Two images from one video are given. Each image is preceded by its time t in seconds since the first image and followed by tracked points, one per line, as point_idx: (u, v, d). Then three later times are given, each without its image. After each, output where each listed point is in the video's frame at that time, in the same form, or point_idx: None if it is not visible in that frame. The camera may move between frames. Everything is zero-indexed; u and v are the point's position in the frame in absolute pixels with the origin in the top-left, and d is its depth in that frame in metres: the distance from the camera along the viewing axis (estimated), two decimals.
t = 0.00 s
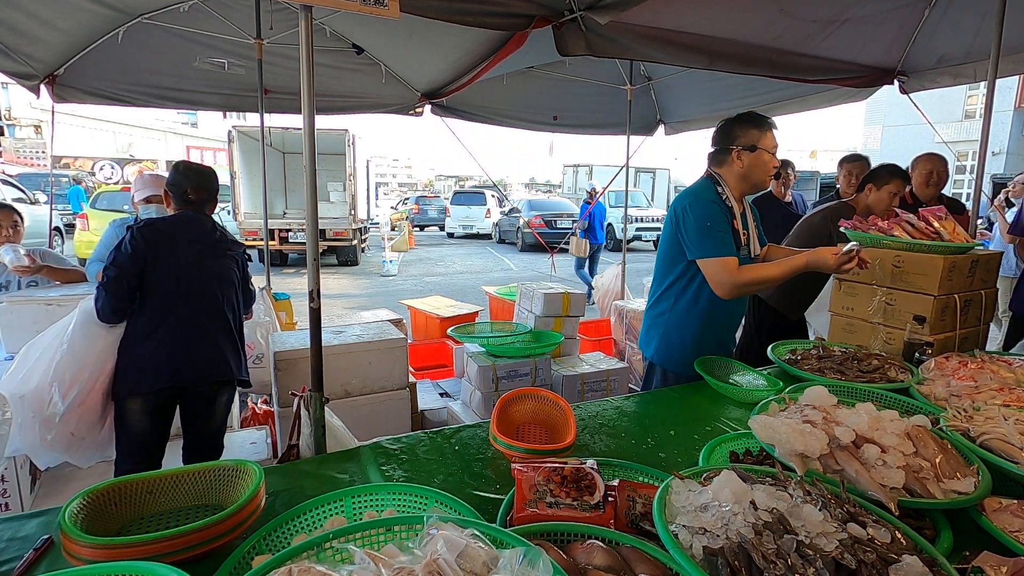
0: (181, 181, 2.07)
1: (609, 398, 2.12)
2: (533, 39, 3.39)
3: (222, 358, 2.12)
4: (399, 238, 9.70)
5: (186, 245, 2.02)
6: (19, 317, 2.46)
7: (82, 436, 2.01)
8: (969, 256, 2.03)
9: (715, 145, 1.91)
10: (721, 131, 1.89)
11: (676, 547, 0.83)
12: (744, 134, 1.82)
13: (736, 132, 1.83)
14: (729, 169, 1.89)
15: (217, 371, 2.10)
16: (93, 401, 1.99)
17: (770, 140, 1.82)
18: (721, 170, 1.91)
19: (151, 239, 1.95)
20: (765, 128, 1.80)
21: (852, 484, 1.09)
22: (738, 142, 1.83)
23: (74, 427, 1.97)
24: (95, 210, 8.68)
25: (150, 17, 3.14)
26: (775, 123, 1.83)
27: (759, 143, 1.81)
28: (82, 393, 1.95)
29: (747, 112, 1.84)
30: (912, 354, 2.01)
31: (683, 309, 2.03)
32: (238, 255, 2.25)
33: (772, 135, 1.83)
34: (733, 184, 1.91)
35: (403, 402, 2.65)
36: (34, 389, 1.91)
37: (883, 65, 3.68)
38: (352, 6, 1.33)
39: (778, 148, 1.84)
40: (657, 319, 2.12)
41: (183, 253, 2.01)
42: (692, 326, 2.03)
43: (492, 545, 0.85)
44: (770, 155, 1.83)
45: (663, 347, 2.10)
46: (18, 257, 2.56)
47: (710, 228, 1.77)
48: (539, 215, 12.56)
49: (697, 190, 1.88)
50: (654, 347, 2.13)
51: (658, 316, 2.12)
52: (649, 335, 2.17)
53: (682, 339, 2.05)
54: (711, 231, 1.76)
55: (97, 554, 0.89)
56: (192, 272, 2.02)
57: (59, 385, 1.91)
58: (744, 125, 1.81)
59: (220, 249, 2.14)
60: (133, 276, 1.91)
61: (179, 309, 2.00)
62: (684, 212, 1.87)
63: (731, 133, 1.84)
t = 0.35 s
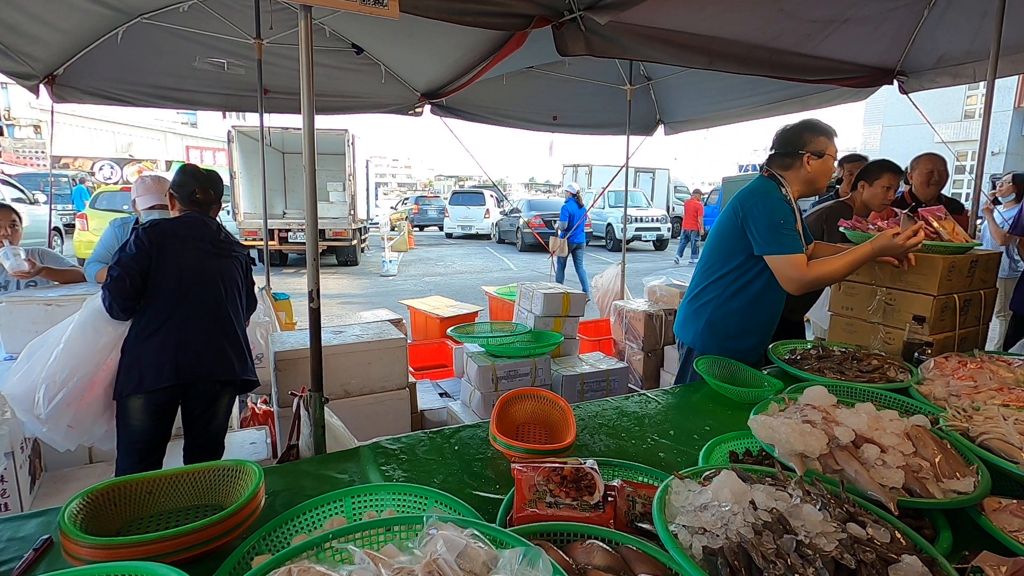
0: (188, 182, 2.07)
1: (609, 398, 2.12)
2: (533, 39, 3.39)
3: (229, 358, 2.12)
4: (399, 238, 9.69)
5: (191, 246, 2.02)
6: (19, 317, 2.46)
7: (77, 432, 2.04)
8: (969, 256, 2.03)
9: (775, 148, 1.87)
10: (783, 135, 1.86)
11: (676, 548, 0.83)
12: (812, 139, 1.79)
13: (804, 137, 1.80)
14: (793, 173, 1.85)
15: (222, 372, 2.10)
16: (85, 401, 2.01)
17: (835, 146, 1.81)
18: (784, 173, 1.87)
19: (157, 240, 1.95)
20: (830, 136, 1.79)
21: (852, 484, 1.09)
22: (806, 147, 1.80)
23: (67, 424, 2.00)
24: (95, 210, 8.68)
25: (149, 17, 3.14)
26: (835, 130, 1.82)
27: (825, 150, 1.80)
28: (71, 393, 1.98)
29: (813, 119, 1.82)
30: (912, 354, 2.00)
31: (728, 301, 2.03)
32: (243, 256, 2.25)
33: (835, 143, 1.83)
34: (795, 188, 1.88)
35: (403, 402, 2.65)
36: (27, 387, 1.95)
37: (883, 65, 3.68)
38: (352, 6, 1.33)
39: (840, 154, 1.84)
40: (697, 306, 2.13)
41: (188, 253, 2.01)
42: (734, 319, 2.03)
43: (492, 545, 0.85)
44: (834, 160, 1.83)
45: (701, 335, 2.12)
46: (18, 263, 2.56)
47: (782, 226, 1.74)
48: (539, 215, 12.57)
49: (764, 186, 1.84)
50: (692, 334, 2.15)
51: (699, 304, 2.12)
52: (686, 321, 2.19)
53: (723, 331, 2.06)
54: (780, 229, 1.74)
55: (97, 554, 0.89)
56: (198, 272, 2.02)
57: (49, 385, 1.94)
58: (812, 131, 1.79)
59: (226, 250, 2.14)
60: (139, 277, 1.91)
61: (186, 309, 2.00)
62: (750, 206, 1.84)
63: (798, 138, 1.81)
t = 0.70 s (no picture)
0: (183, 179, 2.07)
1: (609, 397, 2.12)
2: (532, 39, 3.39)
3: (229, 357, 2.12)
4: (399, 238, 9.70)
5: (189, 245, 2.02)
6: (18, 317, 2.46)
7: (80, 432, 2.04)
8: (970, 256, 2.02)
9: (799, 146, 1.86)
10: (810, 134, 1.85)
11: (676, 547, 0.83)
12: (837, 142, 1.78)
13: (829, 139, 1.78)
14: (814, 175, 1.84)
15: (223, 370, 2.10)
16: (87, 402, 2.02)
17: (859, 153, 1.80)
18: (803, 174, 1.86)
19: (153, 240, 1.95)
20: (856, 143, 1.77)
21: (852, 484, 1.09)
22: (829, 149, 1.79)
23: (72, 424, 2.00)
24: (95, 210, 8.68)
25: (149, 17, 3.14)
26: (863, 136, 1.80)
27: (849, 155, 1.78)
28: (74, 394, 1.98)
29: (841, 122, 1.80)
30: (912, 354, 1.98)
31: (742, 300, 2.03)
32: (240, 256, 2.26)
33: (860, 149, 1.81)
34: (814, 190, 1.86)
35: (403, 402, 2.65)
36: (29, 389, 1.94)
37: (883, 65, 3.68)
38: (352, 6, 1.33)
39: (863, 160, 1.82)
40: (711, 305, 2.13)
41: (186, 253, 2.01)
42: (750, 318, 2.03)
43: (492, 545, 0.85)
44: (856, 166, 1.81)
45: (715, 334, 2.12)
46: (17, 264, 2.56)
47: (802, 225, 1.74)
48: (539, 215, 12.58)
49: (782, 186, 1.84)
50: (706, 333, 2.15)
51: (713, 303, 2.12)
52: (700, 321, 2.19)
53: (736, 331, 2.06)
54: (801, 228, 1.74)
55: (97, 554, 0.89)
56: (196, 271, 2.02)
57: (52, 386, 1.94)
58: (839, 134, 1.77)
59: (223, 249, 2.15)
60: (136, 277, 1.91)
61: (186, 308, 2.00)
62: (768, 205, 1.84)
63: (822, 139, 1.80)
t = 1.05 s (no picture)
0: (178, 179, 2.07)
1: (609, 397, 2.12)
2: (532, 39, 3.39)
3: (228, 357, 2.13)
4: (399, 238, 9.70)
5: (186, 245, 2.03)
6: (19, 317, 2.46)
7: (78, 433, 2.04)
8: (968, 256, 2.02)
9: (800, 148, 1.85)
10: (812, 134, 1.83)
11: (675, 548, 0.83)
12: (839, 144, 1.76)
13: (831, 141, 1.77)
14: (816, 178, 1.83)
15: (221, 370, 2.10)
16: (85, 403, 2.01)
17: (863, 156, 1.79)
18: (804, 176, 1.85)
19: (151, 240, 1.96)
20: (859, 144, 1.76)
21: (852, 484, 1.09)
22: (831, 151, 1.78)
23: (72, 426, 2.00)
24: (95, 210, 8.68)
25: (149, 17, 3.14)
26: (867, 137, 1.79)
27: (851, 157, 1.77)
28: (73, 395, 1.98)
29: (845, 123, 1.79)
30: (912, 354, 1.99)
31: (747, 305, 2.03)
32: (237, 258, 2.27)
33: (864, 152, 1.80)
34: (816, 193, 1.86)
35: (403, 402, 2.65)
36: (28, 391, 1.94)
37: (883, 65, 3.68)
38: (352, 6, 1.33)
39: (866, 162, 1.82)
40: (714, 311, 2.13)
41: (183, 253, 2.02)
42: (756, 322, 2.04)
43: (492, 545, 0.85)
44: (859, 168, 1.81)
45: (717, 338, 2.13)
46: (17, 263, 2.56)
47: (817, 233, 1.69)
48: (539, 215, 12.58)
49: (790, 195, 1.78)
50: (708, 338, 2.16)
51: (716, 308, 2.12)
52: (701, 325, 2.20)
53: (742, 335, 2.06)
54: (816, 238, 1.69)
55: (97, 554, 0.89)
56: (193, 271, 2.03)
57: (50, 387, 1.94)
58: (842, 135, 1.76)
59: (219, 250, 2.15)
60: (132, 277, 1.91)
61: (185, 308, 2.01)
62: (778, 213, 1.79)
63: (824, 142, 1.78)
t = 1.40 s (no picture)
0: (177, 179, 2.06)
1: (609, 397, 2.12)
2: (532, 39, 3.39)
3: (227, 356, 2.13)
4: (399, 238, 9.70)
5: (185, 245, 2.02)
6: (19, 317, 2.46)
7: (78, 434, 2.04)
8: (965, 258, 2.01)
9: (806, 151, 1.84)
10: (820, 139, 1.83)
11: (675, 547, 0.83)
12: (846, 151, 1.76)
13: (839, 147, 1.77)
14: (820, 183, 1.83)
15: (219, 370, 2.10)
16: (85, 404, 2.02)
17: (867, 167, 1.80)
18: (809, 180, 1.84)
19: (148, 240, 1.95)
20: (866, 154, 1.77)
21: (852, 484, 1.09)
22: (837, 157, 1.78)
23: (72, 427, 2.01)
24: (95, 210, 8.68)
25: (149, 17, 3.14)
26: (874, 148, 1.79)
27: (856, 166, 1.77)
28: (72, 397, 1.98)
29: (856, 132, 1.78)
30: (912, 354, 2.01)
31: (755, 305, 2.03)
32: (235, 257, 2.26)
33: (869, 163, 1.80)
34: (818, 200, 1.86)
35: (403, 402, 2.65)
36: (27, 393, 1.95)
37: (883, 65, 3.68)
38: (352, 6, 1.33)
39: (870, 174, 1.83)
40: (719, 313, 2.11)
41: (181, 253, 2.01)
42: (761, 321, 2.05)
43: (492, 545, 0.85)
44: (862, 178, 1.81)
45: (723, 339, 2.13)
46: (16, 264, 2.55)
47: (840, 236, 1.64)
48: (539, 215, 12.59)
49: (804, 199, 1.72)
50: (715, 340, 2.15)
51: (722, 311, 2.10)
52: (704, 328, 2.18)
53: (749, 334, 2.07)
54: (841, 243, 1.64)
55: (97, 554, 0.89)
56: (193, 271, 2.02)
57: (49, 389, 1.94)
58: (849, 143, 1.76)
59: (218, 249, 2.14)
60: (131, 278, 1.91)
61: (185, 308, 2.01)
62: (793, 217, 1.74)
63: (832, 148, 1.78)
